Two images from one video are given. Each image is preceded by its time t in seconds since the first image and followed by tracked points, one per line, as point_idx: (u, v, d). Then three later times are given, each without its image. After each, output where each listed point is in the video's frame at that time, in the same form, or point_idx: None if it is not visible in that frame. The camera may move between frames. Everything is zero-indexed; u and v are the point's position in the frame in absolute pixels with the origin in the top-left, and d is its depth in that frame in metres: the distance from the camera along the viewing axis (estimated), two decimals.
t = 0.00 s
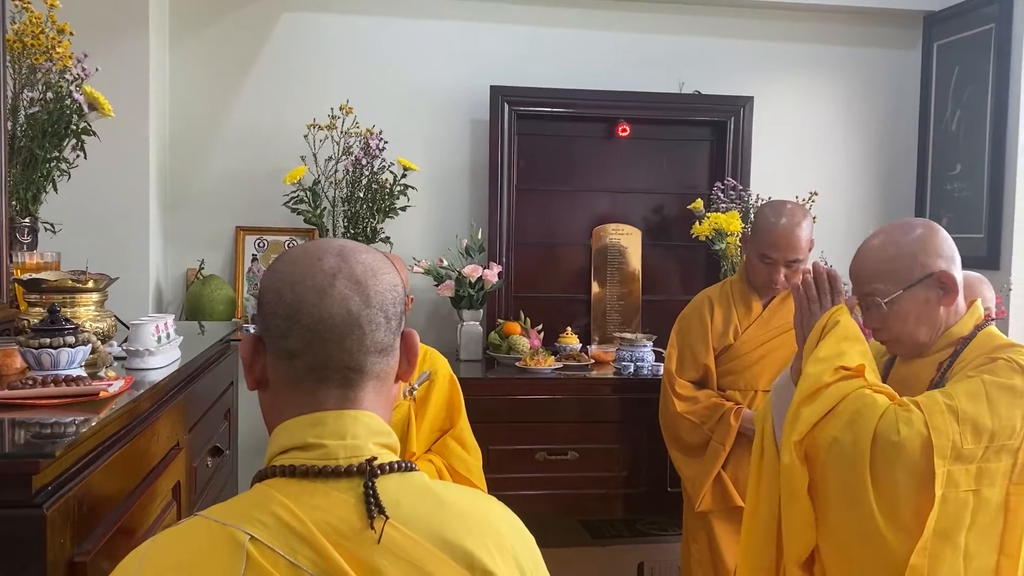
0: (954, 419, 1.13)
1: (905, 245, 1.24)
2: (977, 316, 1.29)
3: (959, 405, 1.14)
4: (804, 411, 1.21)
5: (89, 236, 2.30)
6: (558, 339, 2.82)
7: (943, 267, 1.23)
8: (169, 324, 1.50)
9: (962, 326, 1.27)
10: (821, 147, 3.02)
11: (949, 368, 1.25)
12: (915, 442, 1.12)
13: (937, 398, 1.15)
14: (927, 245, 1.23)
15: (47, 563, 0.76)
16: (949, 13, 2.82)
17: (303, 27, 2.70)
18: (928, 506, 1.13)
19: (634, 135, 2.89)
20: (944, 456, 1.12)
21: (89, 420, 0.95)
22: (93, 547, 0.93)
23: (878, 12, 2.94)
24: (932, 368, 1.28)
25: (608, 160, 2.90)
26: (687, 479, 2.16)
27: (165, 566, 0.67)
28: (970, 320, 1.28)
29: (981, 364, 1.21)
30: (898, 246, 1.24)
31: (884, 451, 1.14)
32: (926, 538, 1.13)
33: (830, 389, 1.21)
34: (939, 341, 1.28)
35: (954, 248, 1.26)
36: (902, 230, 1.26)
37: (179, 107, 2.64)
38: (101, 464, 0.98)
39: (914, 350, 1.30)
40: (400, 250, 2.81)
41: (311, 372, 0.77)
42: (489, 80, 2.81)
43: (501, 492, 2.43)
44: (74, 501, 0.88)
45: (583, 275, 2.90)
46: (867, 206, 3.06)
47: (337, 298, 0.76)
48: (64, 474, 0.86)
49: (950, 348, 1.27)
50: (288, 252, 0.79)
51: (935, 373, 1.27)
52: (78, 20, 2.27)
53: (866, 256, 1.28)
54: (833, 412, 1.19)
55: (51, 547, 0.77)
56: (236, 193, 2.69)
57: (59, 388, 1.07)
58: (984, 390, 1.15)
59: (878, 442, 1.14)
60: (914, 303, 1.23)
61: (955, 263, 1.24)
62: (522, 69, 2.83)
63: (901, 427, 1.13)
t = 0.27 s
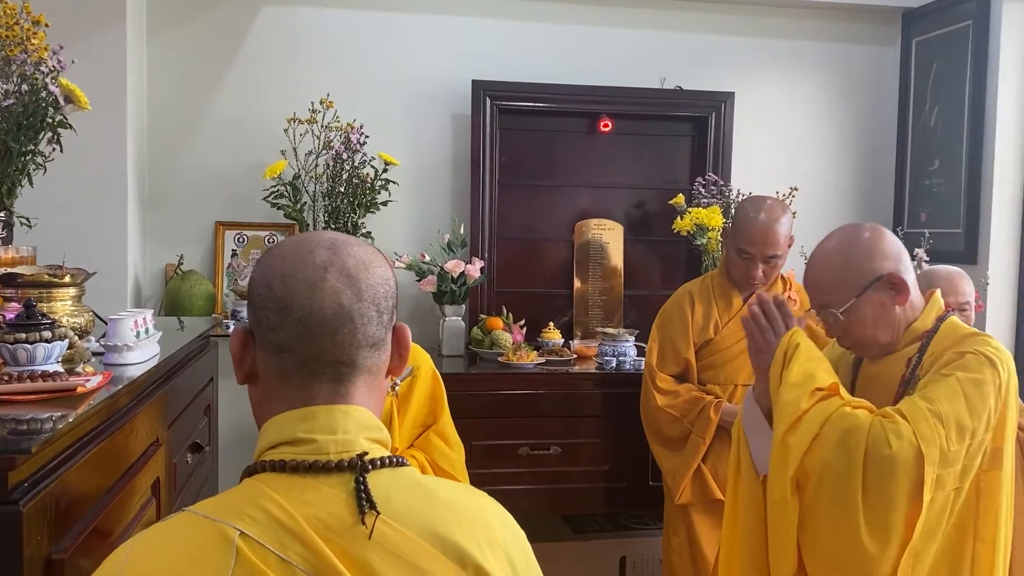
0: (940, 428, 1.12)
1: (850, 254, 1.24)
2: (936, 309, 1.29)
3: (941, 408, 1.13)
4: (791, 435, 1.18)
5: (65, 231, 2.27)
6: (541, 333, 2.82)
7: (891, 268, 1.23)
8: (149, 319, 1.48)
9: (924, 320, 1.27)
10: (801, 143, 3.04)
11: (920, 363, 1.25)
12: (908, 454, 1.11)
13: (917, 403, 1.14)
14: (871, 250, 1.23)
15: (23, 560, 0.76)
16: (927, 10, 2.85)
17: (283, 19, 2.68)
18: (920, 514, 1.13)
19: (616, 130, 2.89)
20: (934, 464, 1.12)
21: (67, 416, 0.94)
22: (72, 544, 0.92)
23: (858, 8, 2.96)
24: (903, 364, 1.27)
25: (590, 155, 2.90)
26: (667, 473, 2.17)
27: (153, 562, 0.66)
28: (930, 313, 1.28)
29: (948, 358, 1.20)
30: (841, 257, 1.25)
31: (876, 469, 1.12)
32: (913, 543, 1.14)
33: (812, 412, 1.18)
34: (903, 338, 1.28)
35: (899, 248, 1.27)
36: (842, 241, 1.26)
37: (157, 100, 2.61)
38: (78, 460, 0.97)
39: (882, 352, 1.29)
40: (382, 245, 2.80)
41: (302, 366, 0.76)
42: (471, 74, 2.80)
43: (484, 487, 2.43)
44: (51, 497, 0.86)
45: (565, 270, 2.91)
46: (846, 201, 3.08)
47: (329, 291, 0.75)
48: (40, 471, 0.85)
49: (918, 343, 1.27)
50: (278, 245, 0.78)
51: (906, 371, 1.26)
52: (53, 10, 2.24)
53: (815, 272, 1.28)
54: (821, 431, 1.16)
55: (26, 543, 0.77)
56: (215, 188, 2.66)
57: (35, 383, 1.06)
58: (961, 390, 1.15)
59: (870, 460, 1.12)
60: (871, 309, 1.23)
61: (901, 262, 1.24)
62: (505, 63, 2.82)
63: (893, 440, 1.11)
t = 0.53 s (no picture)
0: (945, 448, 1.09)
1: (783, 284, 1.24)
2: (884, 310, 1.28)
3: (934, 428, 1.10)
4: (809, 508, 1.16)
5: (40, 225, 2.22)
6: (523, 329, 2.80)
7: (828, 287, 1.23)
8: (127, 315, 1.45)
9: (875, 323, 1.27)
10: (783, 138, 3.05)
11: (882, 368, 1.23)
12: (931, 488, 1.08)
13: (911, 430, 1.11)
14: (803, 275, 1.23)
15: None
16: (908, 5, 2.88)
17: (263, 11, 2.64)
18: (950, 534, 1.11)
19: (598, 125, 2.89)
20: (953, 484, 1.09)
21: (42, 413, 0.92)
22: (48, 544, 0.90)
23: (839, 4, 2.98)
24: (865, 369, 1.25)
25: (572, 150, 2.89)
26: (650, 465, 2.16)
27: (143, 562, 0.64)
28: (877, 314, 1.27)
29: (912, 367, 1.17)
30: (776, 288, 1.25)
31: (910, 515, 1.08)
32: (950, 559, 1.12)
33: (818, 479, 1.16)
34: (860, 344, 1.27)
35: (830, 262, 1.26)
36: (773, 271, 1.26)
37: (133, 93, 2.56)
38: (54, 458, 0.95)
39: (845, 363, 1.28)
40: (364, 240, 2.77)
41: (295, 360, 0.75)
42: (453, 68, 2.78)
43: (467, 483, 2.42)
44: (25, 497, 0.85)
45: (547, 265, 2.90)
46: (827, 196, 3.10)
47: (323, 284, 0.74)
48: (15, 469, 0.84)
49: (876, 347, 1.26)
50: (268, 238, 0.77)
51: (869, 379, 1.24)
52: None
53: (759, 310, 1.27)
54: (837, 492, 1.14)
55: None
56: (193, 182, 2.62)
57: (11, 380, 1.03)
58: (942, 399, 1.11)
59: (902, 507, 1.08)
60: (819, 332, 1.23)
61: (835, 276, 1.24)
62: (487, 57, 2.80)
63: (915, 480, 1.07)
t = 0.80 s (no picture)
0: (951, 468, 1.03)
1: (722, 313, 1.20)
2: (827, 318, 1.24)
3: (928, 451, 1.04)
4: None
5: (10, 219, 2.16)
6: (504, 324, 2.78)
7: (768, 309, 1.18)
8: (100, 310, 1.41)
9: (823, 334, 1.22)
10: (764, 133, 3.05)
11: (837, 379, 1.18)
12: (956, 515, 1.02)
13: (908, 461, 1.05)
14: (741, 301, 1.19)
15: None
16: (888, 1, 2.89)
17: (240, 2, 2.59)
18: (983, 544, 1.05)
19: (580, 119, 2.87)
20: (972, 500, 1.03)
21: (12, 410, 0.88)
22: (18, 546, 0.87)
23: None
24: (821, 382, 1.20)
25: (553, 144, 2.87)
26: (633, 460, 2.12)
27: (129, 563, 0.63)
28: (824, 324, 1.23)
29: (873, 383, 1.12)
30: (716, 318, 1.20)
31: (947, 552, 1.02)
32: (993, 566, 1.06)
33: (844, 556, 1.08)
34: (812, 358, 1.22)
35: (768, 283, 1.22)
36: (710, 301, 1.22)
37: (106, 84, 2.50)
38: (25, 457, 0.92)
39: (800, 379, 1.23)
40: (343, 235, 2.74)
41: (285, 355, 0.72)
42: (434, 61, 2.75)
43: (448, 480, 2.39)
44: None
45: (529, 260, 2.88)
46: (807, 191, 3.11)
47: (315, 277, 0.72)
48: None
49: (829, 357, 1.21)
50: (258, 229, 0.74)
51: (825, 392, 1.19)
52: None
53: (703, 340, 1.23)
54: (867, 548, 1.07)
55: None
56: (168, 176, 2.57)
57: None
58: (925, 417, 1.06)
59: (939, 547, 1.02)
60: (766, 356, 1.19)
61: (774, 297, 1.20)
62: (468, 50, 2.78)
63: (940, 514, 1.01)
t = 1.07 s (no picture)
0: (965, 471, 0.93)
1: (680, 349, 1.12)
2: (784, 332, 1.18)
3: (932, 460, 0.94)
4: None
5: None
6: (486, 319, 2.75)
7: (727, 339, 1.12)
8: (73, 306, 1.37)
9: (785, 352, 1.16)
10: (745, 127, 3.05)
11: (802, 398, 1.13)
12: (987, 520, 0.90)
13: (915, 474, 0.94)
14: (699, 336, 1.11)
15: None
16: None
17: None
18: None
19: (560, 112, 2.84)
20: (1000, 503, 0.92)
21: None
22: None
23: None
24: (786, 401, 1.15)
25: (534, 137, 2.84)
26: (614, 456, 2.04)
27: (112, 567, 0.60)
28: (783, 340, 1.17)
29: (847, 400, 1.04)
30: (674, 356, 1.13)
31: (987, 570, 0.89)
32: None
33: None
34: (775, 377, 1.16)
35: (721, 308, 1.15)
36: (666, 338, 1.14)
37: (76, 75, 2.44)
38: None
39: (766, 401, 1.17)
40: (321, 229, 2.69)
41: (273, 350, 0.70)
42: (413, 53, 2.71)
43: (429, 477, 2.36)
44: None
45: (509, 255, 2.85)
46: (788, 185, 3.11)
47: (303, 269, 0.69)
48: None
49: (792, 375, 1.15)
50: (243, 220, 0.72)
51: (790, 411, 1.15)
52: None
53: (665, 377, 1.16)
54: None
55: None
56: (141, 169, 2.51)
57: None
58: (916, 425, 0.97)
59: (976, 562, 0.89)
60: (732, 388, 1.13)
61: (731, 326, 1.13)
62: (447, 42, 2.74)
63: (970, 522, 0.90)
